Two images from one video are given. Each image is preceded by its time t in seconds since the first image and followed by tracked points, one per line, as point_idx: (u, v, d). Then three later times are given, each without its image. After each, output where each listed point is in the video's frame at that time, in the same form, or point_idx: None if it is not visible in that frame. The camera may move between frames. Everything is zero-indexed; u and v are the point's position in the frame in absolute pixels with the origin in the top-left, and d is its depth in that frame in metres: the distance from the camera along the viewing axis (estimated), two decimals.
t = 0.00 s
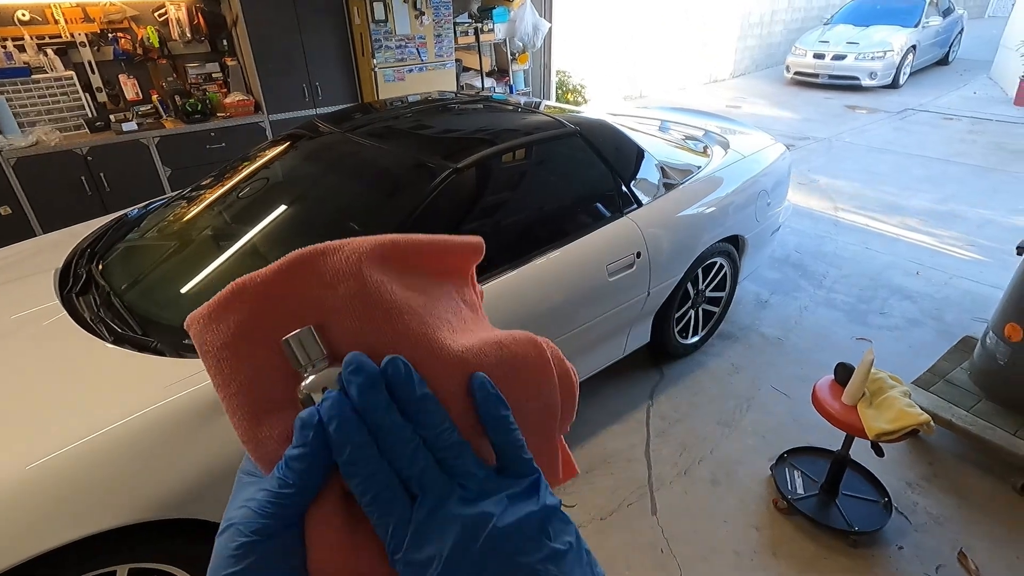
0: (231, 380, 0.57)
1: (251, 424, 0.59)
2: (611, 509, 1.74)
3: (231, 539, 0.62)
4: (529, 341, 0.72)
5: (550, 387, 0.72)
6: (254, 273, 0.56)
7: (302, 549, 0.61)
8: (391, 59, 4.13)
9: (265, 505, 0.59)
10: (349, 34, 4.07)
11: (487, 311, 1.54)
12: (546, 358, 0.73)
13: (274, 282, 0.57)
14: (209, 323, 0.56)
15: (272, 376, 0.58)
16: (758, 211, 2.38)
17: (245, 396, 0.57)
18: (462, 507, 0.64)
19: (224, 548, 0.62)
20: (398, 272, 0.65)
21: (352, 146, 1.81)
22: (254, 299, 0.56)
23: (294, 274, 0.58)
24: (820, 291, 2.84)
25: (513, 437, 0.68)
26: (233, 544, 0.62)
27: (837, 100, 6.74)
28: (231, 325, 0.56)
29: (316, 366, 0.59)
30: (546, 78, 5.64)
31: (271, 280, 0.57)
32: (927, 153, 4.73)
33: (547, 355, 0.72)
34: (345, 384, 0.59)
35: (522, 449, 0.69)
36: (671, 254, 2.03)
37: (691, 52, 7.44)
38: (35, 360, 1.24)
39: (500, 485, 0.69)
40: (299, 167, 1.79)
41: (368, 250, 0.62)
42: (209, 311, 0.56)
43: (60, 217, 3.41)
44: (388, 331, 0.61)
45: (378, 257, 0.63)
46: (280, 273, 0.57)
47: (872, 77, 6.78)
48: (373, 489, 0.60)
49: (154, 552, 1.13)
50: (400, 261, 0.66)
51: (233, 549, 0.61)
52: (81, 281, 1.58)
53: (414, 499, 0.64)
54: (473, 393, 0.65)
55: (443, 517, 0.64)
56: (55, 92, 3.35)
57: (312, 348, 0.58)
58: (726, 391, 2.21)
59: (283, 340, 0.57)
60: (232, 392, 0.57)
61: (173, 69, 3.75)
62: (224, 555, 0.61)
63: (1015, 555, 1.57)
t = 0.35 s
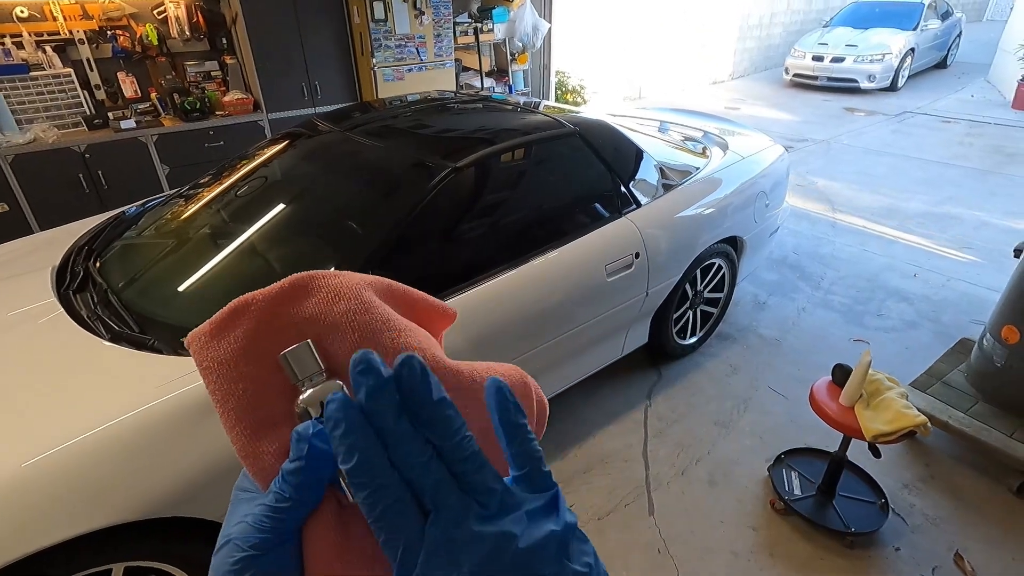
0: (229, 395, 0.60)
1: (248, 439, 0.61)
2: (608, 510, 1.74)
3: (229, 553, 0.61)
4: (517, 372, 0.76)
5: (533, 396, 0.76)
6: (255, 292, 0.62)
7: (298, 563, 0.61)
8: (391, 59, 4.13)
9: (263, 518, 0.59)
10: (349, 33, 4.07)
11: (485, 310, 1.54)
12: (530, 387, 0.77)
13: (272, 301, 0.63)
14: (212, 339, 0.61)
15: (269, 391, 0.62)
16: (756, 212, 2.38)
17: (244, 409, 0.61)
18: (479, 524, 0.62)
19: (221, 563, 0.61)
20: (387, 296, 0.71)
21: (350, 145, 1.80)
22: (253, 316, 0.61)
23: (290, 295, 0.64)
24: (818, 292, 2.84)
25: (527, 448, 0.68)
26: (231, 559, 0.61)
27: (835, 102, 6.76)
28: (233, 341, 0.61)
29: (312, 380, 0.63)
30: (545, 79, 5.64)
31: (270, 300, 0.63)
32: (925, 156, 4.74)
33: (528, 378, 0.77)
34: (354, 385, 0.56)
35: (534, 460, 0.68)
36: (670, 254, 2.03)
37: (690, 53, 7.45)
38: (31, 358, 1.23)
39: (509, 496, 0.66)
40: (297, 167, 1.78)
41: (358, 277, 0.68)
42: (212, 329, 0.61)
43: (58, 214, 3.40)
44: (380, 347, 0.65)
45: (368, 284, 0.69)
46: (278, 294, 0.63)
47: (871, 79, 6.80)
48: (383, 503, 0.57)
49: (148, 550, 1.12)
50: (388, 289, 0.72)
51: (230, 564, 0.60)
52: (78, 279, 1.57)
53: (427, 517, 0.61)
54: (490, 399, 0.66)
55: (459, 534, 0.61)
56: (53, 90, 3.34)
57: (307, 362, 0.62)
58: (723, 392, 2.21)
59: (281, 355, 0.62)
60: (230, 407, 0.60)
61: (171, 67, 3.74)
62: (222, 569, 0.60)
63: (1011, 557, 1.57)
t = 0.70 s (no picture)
0: (257, 378, 0.59)
1: (271, 423, 0.62)
2: (609, 508, 1.74)
3: (248, 536, 0.65)
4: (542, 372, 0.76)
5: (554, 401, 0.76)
6: (290, 276, 0.60)
7: (315, 553, 0.64)
8: (395, 57, 4.13)
9: (282, 503, 0.63)
10: (354, 30, 4.07)
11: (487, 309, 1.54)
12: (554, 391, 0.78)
13: (307, 286, 0.61)
14: (243, 320, 0.59)
15: (296, 376, 0.62)
16: (760, 212, 2.38)
17: (271, 394, 0.60)
18: (473, 511, 0.68)
19: (243, 546, 0.64)
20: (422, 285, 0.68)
21: (355, 142, 1.81)
22: (288, 300, 0.60)
23: (325, 281, 0.62)
24: (821, 294, 2.84)
25: (520, 444, 0.71)
26: (250, 541, 0.64)
27: (841, 103, 6.74)
28: (264, 324, 0.59)
29: (342, 368, 0.63)
30: (550, 78, 5.63)
31: (305, 284, 0.61)
32: (930, 158, 4.73)
33: (553, 380, 0.77)
34: (363, 385, 0.63)
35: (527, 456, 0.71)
36: (673, 254, 2.03)
37: (695, 53, 7.43)
38: (37, 351, 1.24)
39: (498, 485, 0.72)
40: (301, 163, 1.79)
41: (395, 265, 0.66)
42: (243, 309, 0.59)
43: (63, 209, 3.42)
44: (407, 340, 0.65)
45: (404, 270, 0.67)
46: (314, 278, 0.61)
47: (877, 81, 6.77)
48: (386, 489, 0.64)
49: (151, 542, 1.13)
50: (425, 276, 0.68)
51: (250, 547, 0.64)
52: (83, 273, 1.58)
53: (426, 503, 0.67)
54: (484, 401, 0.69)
55: (456, 521, 0.67)
56: (60, 85, 3.36)
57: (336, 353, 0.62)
58: (725, 392, 2.21)
59: (312, 342, 0.61)
60: (257, 392, 0.60)
61: (177, 63, 3.74)
62: (242, 552, 0.64)
63: (1011, 559, 1.57)
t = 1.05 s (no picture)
0: (285, 363, 0.61)
1: (298, 409, 0.63)
2: (613, 509, 1.74)
3: (271, 530, 0.64)
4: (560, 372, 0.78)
5: (576, 401, 0.77)
6: (320, 267, 0.64)
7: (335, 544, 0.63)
8: (406, 55, 4.14)
9: (304, 492, 0.62)
10: (364, 28, 4.08)
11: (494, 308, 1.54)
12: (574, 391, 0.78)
13: (337, 277, 0.64)
14: (277, 307, 0.62)
15: (323, 363, 0.64)
16: (769, 214, 2.37)
17: (299, 379, 0.62)
18: (495, 497, 0.67)
19: (264, 538, 0.64)
20: (440, 286, 0.72)
21: (364, 140, 1.82)
22: (319, 288, 0.63)
23: (353, 273, 0.66)
24: (830, 296, 2.82)
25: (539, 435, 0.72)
26: (274, 534, 0.63)
27: (852, 105, 6.68)
28: (295, 311, 0.62)
29: (364, 355, 0.64)
30: (559, 77, 5.63)
31: (334, 275, 0.64)
32: (943, 160, 4.68)
33: (572, 379, 0.78)
34: (387, 371, 0.64)
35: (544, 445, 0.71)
36: (681, 255, 2.03)
37: (705, 53, 7.40)
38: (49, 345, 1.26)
39: (519, 474, 0.71)
40: (311, 161, 1.79)
41: (417, 265, 0.70)
42: (277, 297, 0.63)
43: (76, 204, 3.46)
44: (430, 332, 0.67)
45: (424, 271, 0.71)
46: (343, 270, 0.65)
47: (889, 82, 6.71)
48: (410, 472, 0.64)
49: (160, 535, 1.14)
50: (442, 278, 0.73)
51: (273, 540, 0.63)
52: (96, 268, 1.60)
53: (447, 487, 0.67)
54: (506, 391, 0.70)
55: (478, 505, 0.66)
56: (73, 81, 3.40)
57: (362, 338, 0.63)
58: (732, 394, 2.20)
59: (339, 329, 0.63)
60: (286, 376, 0.61)
61: (189, 60, 3.77)
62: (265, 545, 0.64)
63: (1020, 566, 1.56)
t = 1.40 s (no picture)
0: (323, 361, 0.64)
1: (334, 405, 0.65)
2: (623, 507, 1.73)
3: (308, 511, 0.66)
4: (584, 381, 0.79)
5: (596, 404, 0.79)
6: (354, 276, 0.69)
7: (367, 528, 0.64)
8: (420, 49, 4.13)
9: (340, 481, 0.63)
10: (380, 22, 4.08)
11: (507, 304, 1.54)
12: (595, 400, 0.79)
13: (370, 286, 0.69)
14: (315, 311, 0.67)
15: (358, 362, 0.66)
16: (786, 212, 2.34)
17: (335, 375, 0.64)
18: (546, 466, 0.66)
19: (301, 517, 0.66)
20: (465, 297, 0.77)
21: (379, 134, 1.81)
22: (352, 295, 0.68)
23: (384, 282, 0.70)
24: (847, 297, 2.78)
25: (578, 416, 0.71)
26: (310, 515, 0.65)
27: (872, 102, 6.57)
28: (332, 314, 0.66)
29: (396, 353, 0.65)
30: (574, 72, 5.59)
31: (367, 284, 0.69)
32: (965, 159, 4.59)
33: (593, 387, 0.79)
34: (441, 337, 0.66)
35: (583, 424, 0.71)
36: (696, 253, 2.01)
37: (723, 49, 7.31)
38: (68, 333, 1.27)
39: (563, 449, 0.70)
40: (325, 154, 1.80)
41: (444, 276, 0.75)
42: (316, 304, 0.67)
43: (95, 194, 3.50)
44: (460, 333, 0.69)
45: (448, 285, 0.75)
46: (375, 280, 0.70)
47: (911, 79, 6.59)
48: (465, 433, 0.62)
49: (174, 523, 1.16)
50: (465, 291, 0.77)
51: (308, 520, 0.65)
52: (114, 258, 1.62)
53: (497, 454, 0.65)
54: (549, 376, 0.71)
55: (530, 472, 0.64)
56: (93, 73, 3.43)
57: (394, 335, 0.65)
58: (745, 394, 2.18)
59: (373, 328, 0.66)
60: (324, 374, 0.64)
61: (206, 53, 3.81)
62: (301, 524, 0.66)
63: None
